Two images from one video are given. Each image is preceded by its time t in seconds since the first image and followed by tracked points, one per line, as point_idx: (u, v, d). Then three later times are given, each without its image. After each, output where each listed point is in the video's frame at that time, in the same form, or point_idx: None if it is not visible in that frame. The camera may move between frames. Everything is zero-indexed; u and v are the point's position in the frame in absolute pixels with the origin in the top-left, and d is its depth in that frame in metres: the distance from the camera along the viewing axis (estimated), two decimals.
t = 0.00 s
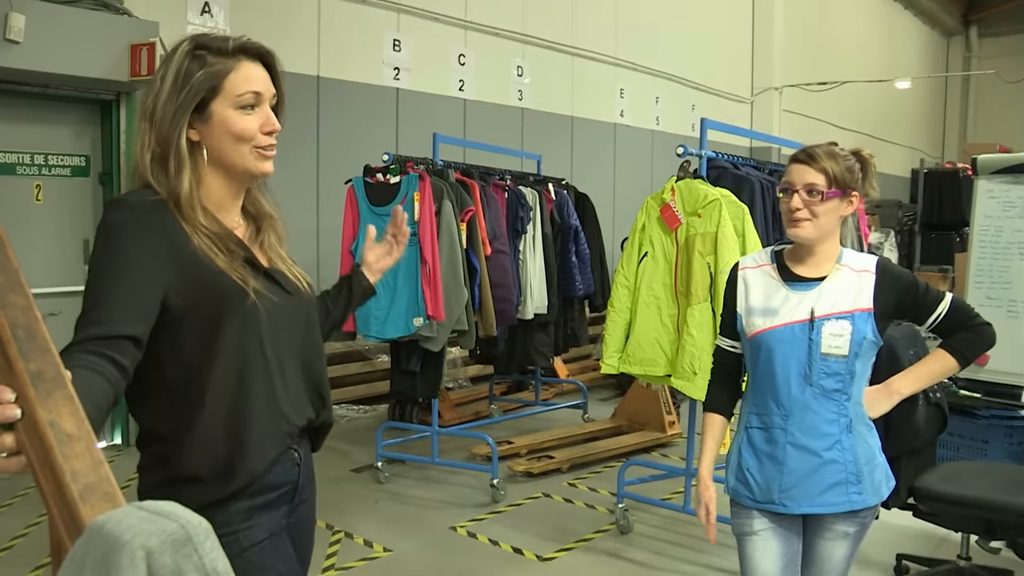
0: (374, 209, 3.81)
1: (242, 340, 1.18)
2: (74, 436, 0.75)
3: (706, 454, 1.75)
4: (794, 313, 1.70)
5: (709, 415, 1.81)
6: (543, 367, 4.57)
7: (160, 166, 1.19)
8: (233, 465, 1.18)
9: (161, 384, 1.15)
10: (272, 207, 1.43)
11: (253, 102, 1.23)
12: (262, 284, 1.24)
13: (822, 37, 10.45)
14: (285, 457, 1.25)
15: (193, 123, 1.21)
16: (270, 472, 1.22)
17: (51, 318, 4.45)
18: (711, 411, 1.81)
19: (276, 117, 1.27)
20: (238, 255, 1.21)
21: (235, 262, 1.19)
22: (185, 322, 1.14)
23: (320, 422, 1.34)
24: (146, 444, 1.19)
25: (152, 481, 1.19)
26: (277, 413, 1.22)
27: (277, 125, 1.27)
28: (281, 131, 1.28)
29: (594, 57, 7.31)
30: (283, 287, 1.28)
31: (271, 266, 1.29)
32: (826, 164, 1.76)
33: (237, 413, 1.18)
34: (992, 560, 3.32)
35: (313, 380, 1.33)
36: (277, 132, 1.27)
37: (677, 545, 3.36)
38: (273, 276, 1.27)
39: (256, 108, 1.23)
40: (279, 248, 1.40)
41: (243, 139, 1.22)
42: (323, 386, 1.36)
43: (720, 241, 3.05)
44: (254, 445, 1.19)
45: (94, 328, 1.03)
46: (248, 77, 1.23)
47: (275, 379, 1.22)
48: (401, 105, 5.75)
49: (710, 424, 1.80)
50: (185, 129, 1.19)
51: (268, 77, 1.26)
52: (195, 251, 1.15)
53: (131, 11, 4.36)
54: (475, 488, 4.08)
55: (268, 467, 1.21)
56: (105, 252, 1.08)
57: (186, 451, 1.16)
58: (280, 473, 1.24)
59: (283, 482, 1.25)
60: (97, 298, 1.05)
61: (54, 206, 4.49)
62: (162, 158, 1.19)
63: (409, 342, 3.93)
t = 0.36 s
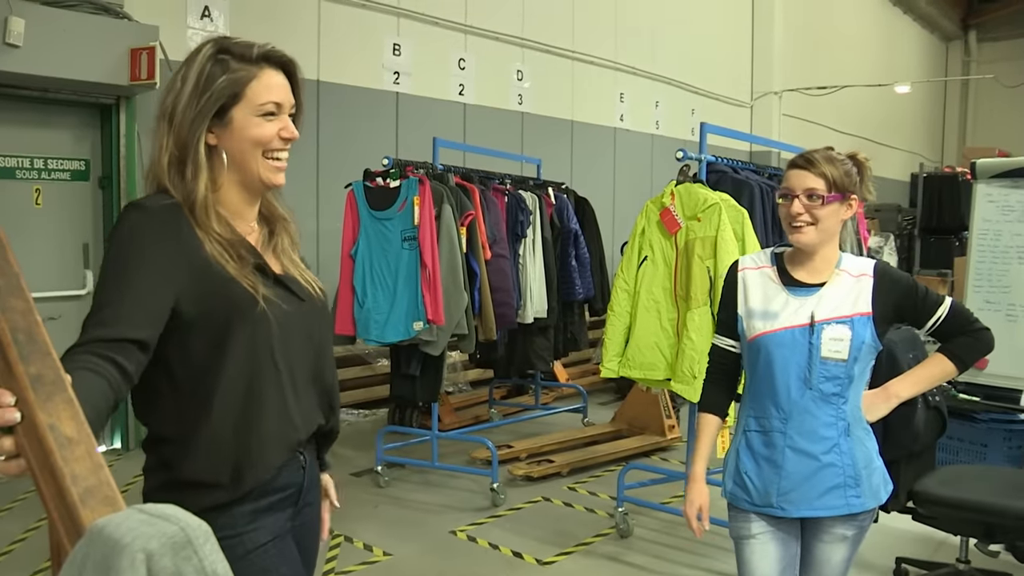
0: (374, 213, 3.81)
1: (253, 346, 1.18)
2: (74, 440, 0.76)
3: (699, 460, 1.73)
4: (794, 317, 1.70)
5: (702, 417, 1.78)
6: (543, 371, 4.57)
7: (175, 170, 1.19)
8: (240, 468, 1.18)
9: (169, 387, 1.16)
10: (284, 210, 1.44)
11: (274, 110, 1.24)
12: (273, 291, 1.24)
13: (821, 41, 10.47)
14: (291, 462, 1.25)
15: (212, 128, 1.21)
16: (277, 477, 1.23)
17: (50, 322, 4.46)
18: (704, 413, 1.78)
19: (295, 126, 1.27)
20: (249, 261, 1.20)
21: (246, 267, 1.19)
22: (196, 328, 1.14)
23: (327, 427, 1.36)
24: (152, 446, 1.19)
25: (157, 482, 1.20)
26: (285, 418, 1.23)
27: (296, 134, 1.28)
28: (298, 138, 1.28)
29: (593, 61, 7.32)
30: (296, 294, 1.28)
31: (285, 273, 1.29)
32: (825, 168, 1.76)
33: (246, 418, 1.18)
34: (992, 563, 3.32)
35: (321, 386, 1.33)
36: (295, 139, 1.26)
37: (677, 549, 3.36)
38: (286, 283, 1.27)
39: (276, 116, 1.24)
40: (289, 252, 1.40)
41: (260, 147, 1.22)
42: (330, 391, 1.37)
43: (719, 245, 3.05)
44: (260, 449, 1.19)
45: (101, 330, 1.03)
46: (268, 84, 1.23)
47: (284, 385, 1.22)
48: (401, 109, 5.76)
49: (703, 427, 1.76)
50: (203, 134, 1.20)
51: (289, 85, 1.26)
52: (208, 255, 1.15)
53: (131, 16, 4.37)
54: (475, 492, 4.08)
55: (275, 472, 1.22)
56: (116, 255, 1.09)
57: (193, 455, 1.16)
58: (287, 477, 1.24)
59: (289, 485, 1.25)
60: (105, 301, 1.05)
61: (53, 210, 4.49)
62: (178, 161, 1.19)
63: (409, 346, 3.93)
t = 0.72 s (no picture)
0: (367, 213, 3.81)
1: (287, 350, 1.18)
2: (66, 439, 0.76)
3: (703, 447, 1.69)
4: (793, 311, 1.71)
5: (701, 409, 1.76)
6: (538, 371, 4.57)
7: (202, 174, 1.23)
8: (264, 471, 1.18)
9: (200, 384, 1.15)
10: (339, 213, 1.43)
11: (271, 108, 1.22)
12: (302, 291, 1.22)
13: (815, 40, 10.50)
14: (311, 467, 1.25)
15: (224, 134, 1.24)
16: (298, 480, 1.23)
17: (43, 323, 4.45)
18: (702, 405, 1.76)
19: (303, 121, 1.25)
20: (281, 256, 1.20)
21: (277, 261, 1.19)
22: (232, 329, 1.14)
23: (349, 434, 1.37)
24: (175, 442, 1.19)
25: (179, 480, 1.18)
26: (311, 422, 1.23)
27: (308, 130, 1.25)
28: (307, 136, 1.25)
29: (587, 61, 7.33)
30: (332, 302, 1.27)
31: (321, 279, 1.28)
32: (826, 169, 1.76)
33: (273, 420, 1.18)
34: (985, 560, 3.33)
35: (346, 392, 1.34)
36: (300, 136, 1.23)
37: (672, 547, 3.36)
38: (322, 289, 1.26)
39: (274, 113, 1.22)
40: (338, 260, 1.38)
41: (264, 145, 1.21)
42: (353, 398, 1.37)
43: (712, 243, 3.07)
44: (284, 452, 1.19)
45: (134, 329, 1.03)
46: (262, 83, 1.22)
47: (312, 390, 1.22)
48: (395, 108, 5.76)
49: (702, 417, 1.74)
50: (215, 140, 1.24)
51: (296, 80, 1.24)
52: (243, 245, 1.16)
53: (123, 16, 4.36)
54: (470, 491, 4.08)
55: (296, 475, 1.22)
56: (154, 253, 1.09)
57: (213, 453, 1.15)
58: (306, 480, 1.24)
59: (307, 489, 1.25)
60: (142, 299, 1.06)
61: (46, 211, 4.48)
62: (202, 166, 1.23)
63: (403, 346, 3.94)
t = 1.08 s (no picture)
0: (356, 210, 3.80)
1: (328, 353, 1.18)
2: (48, 437, 0.75)
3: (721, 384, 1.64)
4: (785, 312, 1.71)
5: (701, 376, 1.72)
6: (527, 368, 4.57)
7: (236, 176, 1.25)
8: (302, 474, 1.17)
9: (236, 385, 1.14)
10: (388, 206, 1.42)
11: (293, 110, 1.20)
12: (340, 293, 1.22)
13: (804, 38, 10.53)
14: (348, 467, 1.26)
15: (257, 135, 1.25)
16: (335, 480, 1.23)
17: (30, 321, 4.43)
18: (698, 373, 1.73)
19: (325, 121, 1.21)
20: (319, 254, 1.21)
21: (316, 262, 1.19)
22: (271, 332, 1.13)
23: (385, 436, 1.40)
24: (210, 441, 1.17)
25: (215, 480, 1.16)
26: (350, 424, 1.23)
27: (332, 131, 1.22)
28: (331, 138, 1.22)
29: (577, 58, 7.34)
30: (370, 304, 1.27)
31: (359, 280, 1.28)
32: (828, 166, 1.75)
33: (311, 422, 1.18)
34: (970, 555, 3.36)
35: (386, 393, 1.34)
36: (323, 140, 1.21)
37: (660, 544, 3.37)
38: (362, 291, 1.27)
39: (296, 116, 1.20)
40: (379, 256, 1.37)
41: (288, 148, 1.20)
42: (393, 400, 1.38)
43: (701, 241, 3.06)
44: (320, 454, 1.19)
45: (172, 334, 1.02)
46: (287, 84, 1.19)
47: (350, 393, 1.23)
48: (384, 105, 5.74)
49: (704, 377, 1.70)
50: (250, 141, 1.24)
51: (319, 79, 1.20)
52: (281, 241, 1.16)
53: (110, 11, 4.33)
54: (459, 489, 4.08)
55: (335, 475, 1.22)
56: (196, 258, 1.08)
57: (251, 456, 1.15)
58: (341, 481, 1.24)
59: (341, 489, 1.25)
60: (183, 302, 1.04)
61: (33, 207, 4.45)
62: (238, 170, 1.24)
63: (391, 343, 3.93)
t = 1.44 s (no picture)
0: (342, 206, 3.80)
1: (328, 350, 1.18)
2: (24, 434, 0.75)
3: (746, 319, 1.63)
4: (799, 310, 1.71)
5: (732, 354, 1.68)
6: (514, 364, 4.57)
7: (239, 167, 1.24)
8: (300, 469, 1.17)
9: (236, 380, 1.14)
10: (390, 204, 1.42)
11: (307, 102, 1.20)
12: (344, 292, 1.22)
13: (791, 35, 10.56)
14: (345, 463, 1.26)
15: (263, 126, 1.24)
16: (334, 475, 1.23)
17: (14, 318, 4.41)
18: (727, 355, 1.68)
19: (340, 115, 1.22)
20: (325, 253, 1.21)
21: (321, 260, 1.20)
22: (271, 327, 1.13)
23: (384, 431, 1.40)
24: (209, 438, 1.17)
25: (213, 476, 1.16)
26: (352, 419, 1.23)
27: (345, 125, 1.22)
28: (343, 131, 1.22)
29: (565, 54, 7.34)
30: (372, 300, 1.27)
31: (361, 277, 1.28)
32: (833, 164, 1.72)
33: (310, 418, 1.18)
34: (954, 549, 3.39)
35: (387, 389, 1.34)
36: (336, 133, 1.21)
37: (647, 539, 3.38)
38: (365, 290, 1.26)
39: (309, 108, 1.20)
40: (377, 252, 1.37)
41: (298, 140, 1.20)
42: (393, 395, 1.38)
43: (686, 237, 3.07)
44: (319, 451, 1.19)
45: (167, 329, 1.01)
46: (300, 76, 1.19)
47: (353, 390, 1.22)
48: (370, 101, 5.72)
49: (729, 341, 1.67)
50: (255, 132, 1.23)
51: (333, 71, 1.21)
52: (283, 241, 1.16)
53: (94, 7, 4.29)
54: (447, 485, 4.09)
55: (334, 470, 1.22)
56: (195, 255, 1.08)
57: (251, 451, 1.15)
58: (340, 477, 1.25)
59: (338, 486, 1.25)
60: (182, 298, 1.04)
61: (17, 204, 4.42)
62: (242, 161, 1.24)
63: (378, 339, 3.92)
